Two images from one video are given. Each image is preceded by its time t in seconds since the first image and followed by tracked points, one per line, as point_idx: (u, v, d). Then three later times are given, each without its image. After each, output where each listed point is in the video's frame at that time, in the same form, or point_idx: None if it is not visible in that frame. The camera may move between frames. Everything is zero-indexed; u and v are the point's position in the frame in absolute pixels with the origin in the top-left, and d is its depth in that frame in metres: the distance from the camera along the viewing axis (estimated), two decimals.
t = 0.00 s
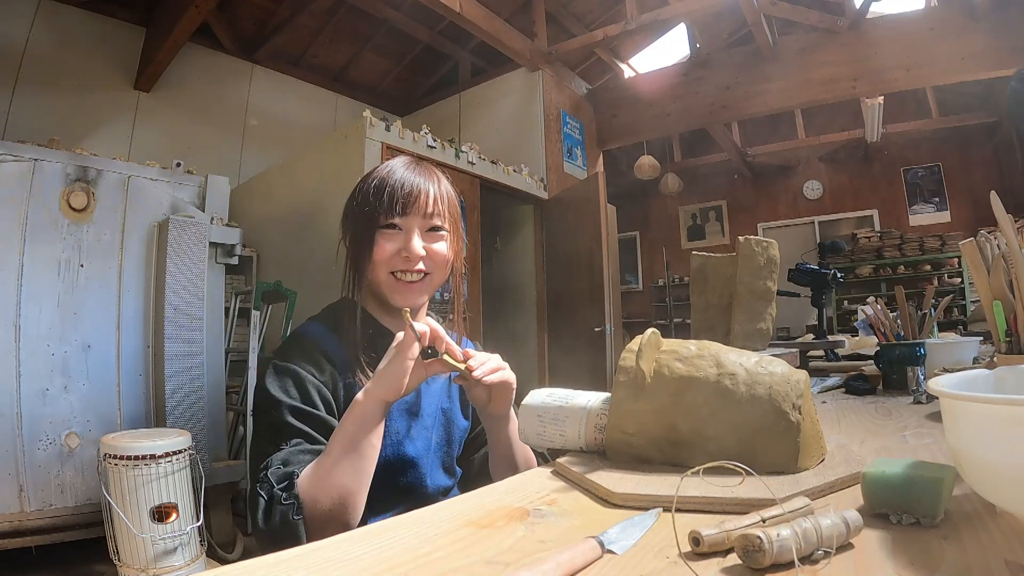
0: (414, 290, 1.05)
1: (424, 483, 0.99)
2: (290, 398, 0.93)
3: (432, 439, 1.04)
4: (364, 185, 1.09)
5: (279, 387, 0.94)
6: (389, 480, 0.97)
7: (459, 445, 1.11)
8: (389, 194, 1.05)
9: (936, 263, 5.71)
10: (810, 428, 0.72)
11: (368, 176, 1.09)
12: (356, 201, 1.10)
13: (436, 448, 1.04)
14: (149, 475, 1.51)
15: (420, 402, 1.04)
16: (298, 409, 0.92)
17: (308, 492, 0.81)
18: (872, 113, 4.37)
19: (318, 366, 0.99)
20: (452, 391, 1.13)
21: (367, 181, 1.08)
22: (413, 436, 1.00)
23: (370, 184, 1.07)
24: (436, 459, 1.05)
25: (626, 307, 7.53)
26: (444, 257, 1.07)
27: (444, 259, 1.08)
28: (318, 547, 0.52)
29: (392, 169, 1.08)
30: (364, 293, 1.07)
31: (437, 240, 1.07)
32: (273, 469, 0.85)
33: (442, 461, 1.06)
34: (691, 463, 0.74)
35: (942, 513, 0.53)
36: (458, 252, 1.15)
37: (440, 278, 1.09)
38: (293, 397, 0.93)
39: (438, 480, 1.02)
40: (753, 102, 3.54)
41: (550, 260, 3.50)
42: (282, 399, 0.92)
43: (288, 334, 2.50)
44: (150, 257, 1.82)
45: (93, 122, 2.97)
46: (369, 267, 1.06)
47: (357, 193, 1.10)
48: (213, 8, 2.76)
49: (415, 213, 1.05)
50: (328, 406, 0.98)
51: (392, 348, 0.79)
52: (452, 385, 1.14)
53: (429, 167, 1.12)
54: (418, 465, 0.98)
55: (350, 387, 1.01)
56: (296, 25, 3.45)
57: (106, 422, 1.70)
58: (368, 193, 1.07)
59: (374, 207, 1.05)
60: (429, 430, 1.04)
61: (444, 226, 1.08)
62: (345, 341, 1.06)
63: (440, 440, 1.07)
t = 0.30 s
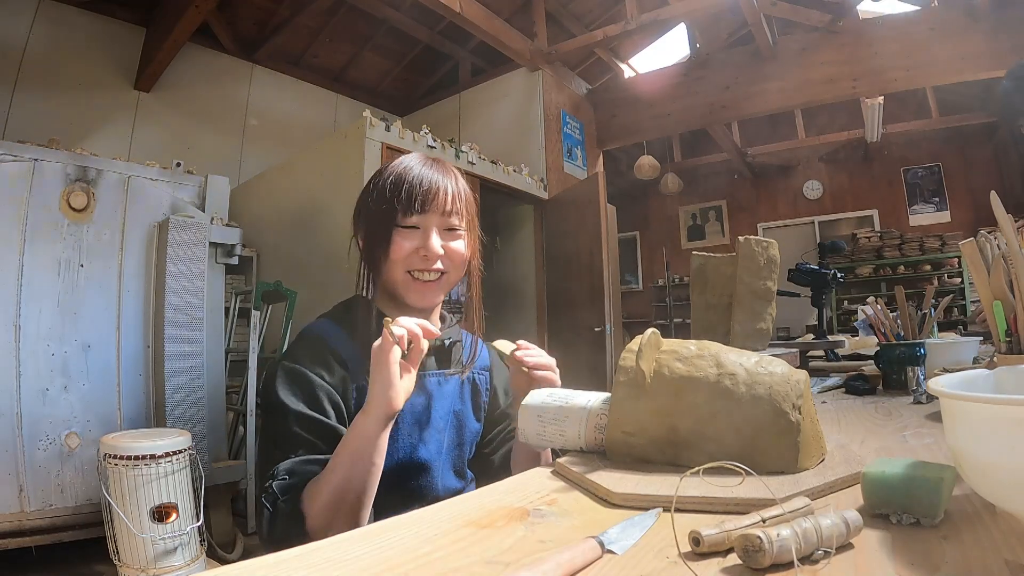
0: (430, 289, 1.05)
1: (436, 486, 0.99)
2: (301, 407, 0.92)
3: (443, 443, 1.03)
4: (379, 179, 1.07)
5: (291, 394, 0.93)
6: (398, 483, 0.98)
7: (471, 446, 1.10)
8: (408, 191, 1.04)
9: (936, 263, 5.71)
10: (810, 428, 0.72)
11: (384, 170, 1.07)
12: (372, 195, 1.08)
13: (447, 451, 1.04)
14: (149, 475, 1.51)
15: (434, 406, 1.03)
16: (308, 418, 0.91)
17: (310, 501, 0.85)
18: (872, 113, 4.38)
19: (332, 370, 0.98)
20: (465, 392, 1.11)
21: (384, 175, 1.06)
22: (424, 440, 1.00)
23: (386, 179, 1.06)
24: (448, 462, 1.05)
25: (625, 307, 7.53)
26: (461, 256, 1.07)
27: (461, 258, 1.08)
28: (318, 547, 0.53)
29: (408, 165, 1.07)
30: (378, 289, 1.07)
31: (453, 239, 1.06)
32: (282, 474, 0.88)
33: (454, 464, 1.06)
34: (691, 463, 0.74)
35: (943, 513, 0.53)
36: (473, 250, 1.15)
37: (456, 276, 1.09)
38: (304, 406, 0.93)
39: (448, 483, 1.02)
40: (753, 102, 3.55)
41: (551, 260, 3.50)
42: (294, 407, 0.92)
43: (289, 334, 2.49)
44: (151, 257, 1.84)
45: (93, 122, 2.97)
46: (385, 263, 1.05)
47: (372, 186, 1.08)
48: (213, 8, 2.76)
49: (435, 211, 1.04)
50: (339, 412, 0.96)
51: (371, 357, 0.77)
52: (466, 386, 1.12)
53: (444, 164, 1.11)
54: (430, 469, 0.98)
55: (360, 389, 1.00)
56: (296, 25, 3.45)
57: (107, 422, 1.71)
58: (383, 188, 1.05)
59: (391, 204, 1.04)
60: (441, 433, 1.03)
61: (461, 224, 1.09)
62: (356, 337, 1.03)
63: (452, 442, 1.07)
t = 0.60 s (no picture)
0: (460, 291, 1.04)
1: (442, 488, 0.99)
2: (299, 417, 0.91)
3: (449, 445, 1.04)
4: (411, 173, 1.01)
5: (289, 404, 0.92)
6: (405, 486, 0.98)
7: (475, 448, 1.11)
8: (444, 193, 1.02)
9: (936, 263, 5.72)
10: (810, 428, 0.72)
11: (415, 164, 1.03)
12: (397, 193, 1.02)
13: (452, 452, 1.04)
14: (150, 475, 1.51)
15: (439, 410, 1.02)
16: (306, 428, 0.90)
17: (296, 519, 0.83)
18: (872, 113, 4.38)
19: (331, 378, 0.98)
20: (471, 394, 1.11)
21: (412, 174, 1.01)
22: (430, 445, 1.00)
23: (421, 175, 1.01)
24: (453, 463, 1.05)
25: (625, 307, 7.53)
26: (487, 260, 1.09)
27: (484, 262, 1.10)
28: (317, 548, 0.53)
29: (441, 165, 1.04)
30: (403, 290, 1.00)
31: (483, 243, 1.08)
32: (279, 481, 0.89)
33: (458, 467, 1.07)
34: (691, 463, 0.74)
35: (943, 512, 0.53)
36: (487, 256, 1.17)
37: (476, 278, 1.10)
38: (301, 416, 0.92)
39: (452, 485, 1.03)
40: (753, 102, 3.55)
41: (551, 260, 3.50)
42: (291, 417, 0.91)
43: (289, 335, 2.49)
44: (150, 257, 1.84)
45: (93, 122, 2.97)
46: (420, 263, 0.99)
47: (399, 184, 1.02)
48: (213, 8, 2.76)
49: (471, 214, 1.05)
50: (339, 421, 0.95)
51: (335, 372, 0.75)
52: (471, 386, 1.11)
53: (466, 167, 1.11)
54: (436, 472, 0.98)
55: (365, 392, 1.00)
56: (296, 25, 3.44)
57: (107, 422, 1.71)
58: (419, 184, 1.01)
59: (430, 200, 1.00)
60: (447, 436, 1.04)
61: (488, 229, 1.09)
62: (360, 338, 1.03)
63: (457, 444, 1.07)
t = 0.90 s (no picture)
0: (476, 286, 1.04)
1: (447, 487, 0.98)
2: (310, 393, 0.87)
3: (456, 441, 1.03)
4: (426, 171, 1.01)
5: (300, 381, 0.89)
6: (412, 482, 0.97)
7: (480, 444, 1.10)
8: (461, 191, 1.02)
9: (936, 263, 5.72)
10: (809, 428, 0.72)
11: (428, 163, 1.02)
12: (414, 192, 1.00)
13: (459, 448, 1.04)
14: (150, 475, 1.51)
15: (447, 404, 1.02)
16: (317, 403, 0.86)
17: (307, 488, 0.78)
18: (872, 113, 4.38)
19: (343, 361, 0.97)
20: (476, 389, 1.11)
21: (428, 173, 1.01)
22: (438, 439, 0.99)
23: (436, 173, 1.01)
24: (459, 460, 1.05)
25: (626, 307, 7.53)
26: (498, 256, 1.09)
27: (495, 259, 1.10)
28: (318, 547, 0.52)
29: (454, 164, 1.05)
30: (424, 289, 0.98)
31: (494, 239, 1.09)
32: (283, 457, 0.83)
33: (465, 463, 1.06)
34: (691, 463, 0.74)
35: (942, 512, 0.53)
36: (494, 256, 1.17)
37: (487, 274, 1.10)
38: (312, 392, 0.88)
39: (458, 482, 1.02)
40: (753, 102, 3.55)
41: (551, 260, 3.50)
42: (298, 394, 0.87)
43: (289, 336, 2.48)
44: (151, 257, 1.84)
45: (93, 122, 2.97)
46: (441, 261, 0.98)
47: (415, 183, 1.01)
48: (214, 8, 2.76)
49: (484, 211, 1.05)
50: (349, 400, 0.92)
51: (343, 320, 0.73)
52: (475, 380, 1.11)
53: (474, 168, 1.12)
54: (442, 468, 0.98)
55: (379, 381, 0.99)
56: (296, 25, 3.45)
57: (106, 422, 1.72)
58: (435, 181, 1.00)
59: (446, 196, 1.00)
60: (454, 430, 1.03)
61: (498, 229, 1.11)
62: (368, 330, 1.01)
63: (464, 440, 1.07)
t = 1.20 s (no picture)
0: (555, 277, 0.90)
1: (499, 469, 0.93)
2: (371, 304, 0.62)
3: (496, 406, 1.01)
4: (517, 155, 0.82)
5: (362, 299, 0.64)
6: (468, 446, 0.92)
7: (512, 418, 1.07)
8: (557, 186, 0.85)
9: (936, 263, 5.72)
10: (810, 429, 0.72)
11: (520, 145, 0.83)
12: (505, 184, 0.82)
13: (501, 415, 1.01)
14: (150, 475, 1.52)
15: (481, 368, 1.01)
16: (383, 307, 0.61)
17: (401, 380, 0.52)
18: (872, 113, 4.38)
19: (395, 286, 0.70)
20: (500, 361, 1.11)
21: (521, 160, 0.82)
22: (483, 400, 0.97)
23: (531, 160, 0.83)
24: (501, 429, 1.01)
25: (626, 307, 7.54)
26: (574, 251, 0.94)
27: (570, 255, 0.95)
28: (320, 548, 0.52)
29: (543, 149, 0.85)
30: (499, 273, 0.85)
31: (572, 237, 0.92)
32: (357, 317, 0.59)
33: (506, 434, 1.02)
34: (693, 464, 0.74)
35: (943, 513, 0.53)
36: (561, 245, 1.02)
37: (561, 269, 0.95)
38: (374, 303, 0.62)
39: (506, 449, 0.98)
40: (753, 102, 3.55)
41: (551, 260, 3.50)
42: (362, 307, 0.61)
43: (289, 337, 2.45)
44: (151, 257, 1.86)
45: (93, 122, 2.98)
46: (531, 278, 0.84)
47: (507, 172, 0.82)
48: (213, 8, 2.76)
49: (573, 200, 0.89)
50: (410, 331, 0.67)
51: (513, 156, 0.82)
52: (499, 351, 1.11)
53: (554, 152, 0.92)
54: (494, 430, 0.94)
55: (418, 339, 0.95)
56: (296, 25, 3.44)
57: (106, 422, 1.73)
58: (529, 170, 0.82)
59: (542, 188, 0.83)
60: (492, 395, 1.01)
61: (576, 223, 0.97)
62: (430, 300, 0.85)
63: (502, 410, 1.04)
